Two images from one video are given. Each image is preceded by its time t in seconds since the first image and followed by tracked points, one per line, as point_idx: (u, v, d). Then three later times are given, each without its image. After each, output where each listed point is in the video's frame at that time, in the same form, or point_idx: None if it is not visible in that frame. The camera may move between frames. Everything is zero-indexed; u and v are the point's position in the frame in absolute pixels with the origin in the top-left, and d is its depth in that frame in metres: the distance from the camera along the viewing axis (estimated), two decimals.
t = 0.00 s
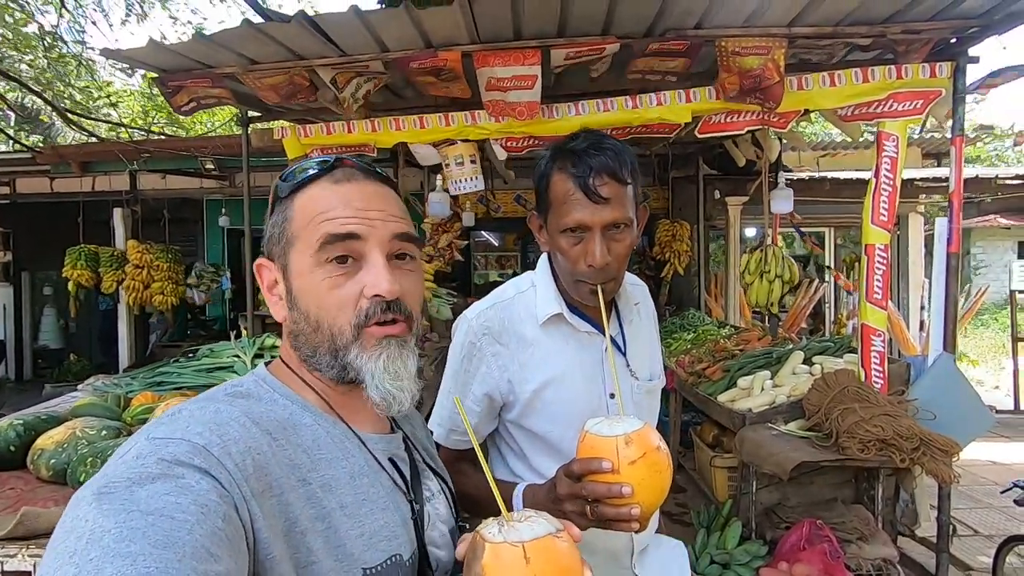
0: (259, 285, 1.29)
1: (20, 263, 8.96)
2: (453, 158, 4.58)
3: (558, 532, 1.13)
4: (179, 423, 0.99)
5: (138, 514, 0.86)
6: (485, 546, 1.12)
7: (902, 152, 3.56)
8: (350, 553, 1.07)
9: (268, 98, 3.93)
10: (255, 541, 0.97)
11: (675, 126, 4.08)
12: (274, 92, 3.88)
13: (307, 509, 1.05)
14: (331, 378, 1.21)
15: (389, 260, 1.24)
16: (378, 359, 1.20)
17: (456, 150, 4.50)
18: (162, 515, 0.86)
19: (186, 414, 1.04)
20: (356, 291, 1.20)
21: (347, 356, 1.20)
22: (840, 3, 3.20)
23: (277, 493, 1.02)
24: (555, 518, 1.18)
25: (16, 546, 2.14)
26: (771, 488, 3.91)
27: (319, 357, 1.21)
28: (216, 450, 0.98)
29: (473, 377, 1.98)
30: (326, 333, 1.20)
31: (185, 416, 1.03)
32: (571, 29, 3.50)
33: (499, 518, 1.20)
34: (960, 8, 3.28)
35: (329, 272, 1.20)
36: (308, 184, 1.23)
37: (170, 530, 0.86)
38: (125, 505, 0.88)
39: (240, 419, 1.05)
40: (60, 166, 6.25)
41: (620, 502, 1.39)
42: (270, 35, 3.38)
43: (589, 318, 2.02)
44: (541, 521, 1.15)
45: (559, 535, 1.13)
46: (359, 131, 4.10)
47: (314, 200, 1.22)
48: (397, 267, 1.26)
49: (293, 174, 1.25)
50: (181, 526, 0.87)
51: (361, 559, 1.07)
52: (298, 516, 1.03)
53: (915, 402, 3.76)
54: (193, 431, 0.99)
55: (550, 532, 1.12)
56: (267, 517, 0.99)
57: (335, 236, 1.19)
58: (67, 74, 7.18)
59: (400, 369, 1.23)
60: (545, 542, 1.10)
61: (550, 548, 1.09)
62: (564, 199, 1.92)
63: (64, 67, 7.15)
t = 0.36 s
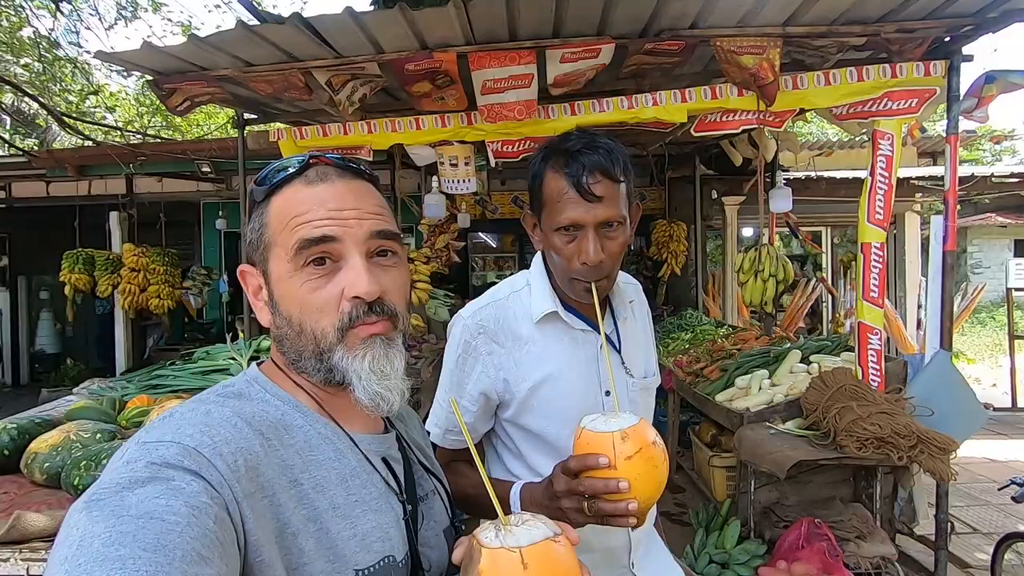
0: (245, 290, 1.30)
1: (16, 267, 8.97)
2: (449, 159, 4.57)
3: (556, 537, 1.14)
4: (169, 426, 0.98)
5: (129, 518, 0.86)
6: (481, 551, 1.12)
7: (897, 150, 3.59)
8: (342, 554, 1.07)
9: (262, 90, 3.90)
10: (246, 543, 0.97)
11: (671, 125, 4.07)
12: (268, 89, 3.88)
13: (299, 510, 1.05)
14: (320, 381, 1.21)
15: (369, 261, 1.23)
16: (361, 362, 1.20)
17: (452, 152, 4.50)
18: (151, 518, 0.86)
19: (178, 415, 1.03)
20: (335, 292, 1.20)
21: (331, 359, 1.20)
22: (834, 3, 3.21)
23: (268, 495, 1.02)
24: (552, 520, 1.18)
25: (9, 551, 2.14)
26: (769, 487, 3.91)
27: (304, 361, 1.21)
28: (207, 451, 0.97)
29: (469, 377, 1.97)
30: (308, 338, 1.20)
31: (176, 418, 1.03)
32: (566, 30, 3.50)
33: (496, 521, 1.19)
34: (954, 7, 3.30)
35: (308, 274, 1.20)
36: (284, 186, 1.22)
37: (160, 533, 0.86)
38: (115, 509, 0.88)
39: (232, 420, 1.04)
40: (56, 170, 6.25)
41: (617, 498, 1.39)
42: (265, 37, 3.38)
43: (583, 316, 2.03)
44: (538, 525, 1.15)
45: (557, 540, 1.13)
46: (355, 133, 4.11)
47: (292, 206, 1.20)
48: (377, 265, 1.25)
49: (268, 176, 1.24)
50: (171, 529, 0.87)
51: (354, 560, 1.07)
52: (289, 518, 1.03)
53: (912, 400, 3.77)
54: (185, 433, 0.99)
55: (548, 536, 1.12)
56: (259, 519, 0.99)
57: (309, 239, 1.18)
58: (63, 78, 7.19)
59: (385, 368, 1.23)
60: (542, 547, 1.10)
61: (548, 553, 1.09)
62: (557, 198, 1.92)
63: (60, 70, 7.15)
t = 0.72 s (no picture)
0: (246, 294, 1.30)
1: (20, 269, 9.06)
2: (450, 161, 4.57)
3: (559, 546, 1.13)
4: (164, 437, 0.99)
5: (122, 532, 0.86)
6: (484, 562, 1.11)
7: (900, 150, 3.57)
8: (338, 565, 1.06)
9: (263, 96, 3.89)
10: (241, 556, 0.97)
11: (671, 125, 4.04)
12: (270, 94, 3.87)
13: (294, 522, 1.05)
14: (312, 386, 1.21)
15: (369, 266, 1.22)
16: (347, 370, 1.20)
17: (453, 153, 4.49)
18: (144, 532, 0.86)
19: (173, 426, 1.04)
20: (326, 296, 1.20)
21: (318, 363, 1.20)
22: (836, 3, 3.20)
23: (263, 506, 1.02)
24: (555, 530, 1.18)
25: (10, 557, 2.16)
26: (772, 488, 3.92)
27: (295, 364, 1.20)
28: (202, 463, 0.97)
29: (469, 382, 1.97)
30: (303, 335, 1.20)
31: (171, 430, 1.03)
32: (567, 31, 3.49)
33: (498, 530, 1.19)
34: (957, 7, 3.29)
35: (305, 278, 1.19)
36: (290, 189, 1.22)
37: (154, 547, 0.86)
38: (109, 522, 0.88)
39: (227, 431, 1.04)
40: (59, 172, 6.27)
41: (618, 503, 1.39)
42: (266, 39, 3.38)
43: (582, 320, 2.03)
44: (542, 535, 1.14)
45: (561, 551, 1.13)
46: (356, 135, 4.11)
47: (301, 208, 1.21)
48: (375, 272, 1.24)
49: (273, 182, 1.24)
50: (166, 542, 0.87)
51: (349, 571, 1.07)
52: (284, 530, 1.03)
53: (915, 401, 3.76)
54: (179, 444, 0.99)
55: (552, 547, 1.12)
56: (254, 531, 0.99)
57: (309, 245, 1.18)
58: (66, 81, 7.22)
59: (371, 375, 1.23)
60: (545, 559, 1.09)
61: (551, 563, 1.09)
62: (557, 202, 1.92)
63: (62, 72, 7.16)
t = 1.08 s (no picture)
0: (257, 291, 1.30)
1: (36, 267, 9.16)
2: (461, 160, 4.58)
3: (560, 549, 1.13)
4: (175, 435, 0.99)
5: (135, 527, 0.87)
6: (484, 562, 1.12)
7: (914, 150, 3.53)
8: (345, 565, 1.07)
9: (275, 100, 3.92)
10: (250, 554, 0.97)
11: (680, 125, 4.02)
12: (281, 97, 3.90)
13: (302, 521, 1.05)
14: (321, 383, 1.21)
15: (382, 265, 1.23)
16: (363, 364, 1.20)
17: (463, 152, 4.50)
18: (156, 528, 0.87)
19: (184, 424, 1.04)
20: (340, 292, 1.20)
21: (333, 360, 1.20)
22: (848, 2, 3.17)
23: (272, 505, 1.03)
24: (556, 531, 1.18)
25: (26, 550, 2.19)
26: (781, 490, 3.87)
27: (308, 361, 1.21)
28: (213, 461, 0.98)
29: (476, 381, 1.97)
30: (314, 332, 1.20)
31: (182, 427, 1.04)
32: (577, 30, 3.49)
33: (499, 532, 1.19)
34: (971, 5, 3.25)
35: (317, 276, 1.20)
36: (307, 189, 1.23)
37: (165, 544, 0.87)
38: (121, 518, 0.89)
39: (237, 429, 1.05)
40: (74, 171, 6.34)
41: (622, 500, 1.38)
42: (277, 40, 3.40)
43: (590, 320, 2.02)
44: (542, 537, 1.14)
45: (561, 552, 1.13)
46: (366, 135, 4.12)
47: (313, 206, 1.21)
48: (390, 271, 1.25)
49: (291, 181, 1.24)
50: (176, 539, 0.88)
51: (356, 571, 1.08)
52: (293, 528, 1.04)
53: (927, 404, 3.72)
54: (191, 442, 1.00)
55: (552, 548, 1.12)
56: (263, 529, 1.00)
57: (327, 244, 1.19)
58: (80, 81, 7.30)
59: (386, 373, 1.23)
60: (546, 560, 1.10)
61: (551, 564, 1.09)
62: (563, 202, 1.91)
63: (77, 72, 7.24)
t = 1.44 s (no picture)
0: (266, 293, 1.31)
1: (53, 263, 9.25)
2: (472, 162, 4.58)
3: (565, 556, 1.13)
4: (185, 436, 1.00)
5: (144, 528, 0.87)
6: (490, 568, 1.12)
7: (930, 154, 3.48)
8: (350, 569, 1.07)
9: (288, 104, 3.95)
10: (256, 556, 0.97)
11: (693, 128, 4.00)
12: (293, 100, 3.92)
13: (308, 524, 1.05)
14: (328, 385, 1.21)
15: (391, 270, 1.23)
16: (370, 366, 1.20)
17: (475, 154, 4.50)
18: (165, 529, 0.87)
19: (194, 425, 1.05)
20: (347, 296, 1.20)
21: (338, 362, 1.20)
22: (864, 4, 3.13)
23: (279, 508, 1.03)
24: (563, 538, 1.17)
25: (39, 545, 2.22)
26: (791, 497, 3.84)
27: (315, 363, 1.21)
28: (222, 463, 0.98)
29: (484, 384, 1.96)
30: (321, 334, 1.20)
31: (192, 428, 1.04)
32: (589, 33, 3.48)
33: (505, 538, 1.19)
34: (990, 8, 3.20)
35: (325, 280, 1.20)
36: (316, 194, 1.23)
37: (174, 545, 0.87)
38: (131, 519, 0.89)
39: (246, 431, 1.05)
40: (91, 170, 6.43)
41: (629, 508, 1.37)
42: (290, 42, 3.42)
43: (599, 325, 2.01)
44: (548, 544, 1.14)
45: (567, 559, 1.12)
46: (377, 136, 4.12)
47: (322, 211, 1.21)
48: (397, 275, 1.24)
49: (300, 185, 1.25)
50: (185, 540, 0.88)
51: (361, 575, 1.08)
52: (299, 532, 1.04)
53: (942, 412, 3.66)
54: (200, 443, 1.00)
55: (558, 556, 1.12)
56: (269, 532, 1.00)
57: (335, 249, 1.19)
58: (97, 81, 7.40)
59: (395, 375, 1.23)
60: (552, 567, 1.09)
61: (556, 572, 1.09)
62: (572, 206, 1.91)
63: (94, 72, 7.34)
